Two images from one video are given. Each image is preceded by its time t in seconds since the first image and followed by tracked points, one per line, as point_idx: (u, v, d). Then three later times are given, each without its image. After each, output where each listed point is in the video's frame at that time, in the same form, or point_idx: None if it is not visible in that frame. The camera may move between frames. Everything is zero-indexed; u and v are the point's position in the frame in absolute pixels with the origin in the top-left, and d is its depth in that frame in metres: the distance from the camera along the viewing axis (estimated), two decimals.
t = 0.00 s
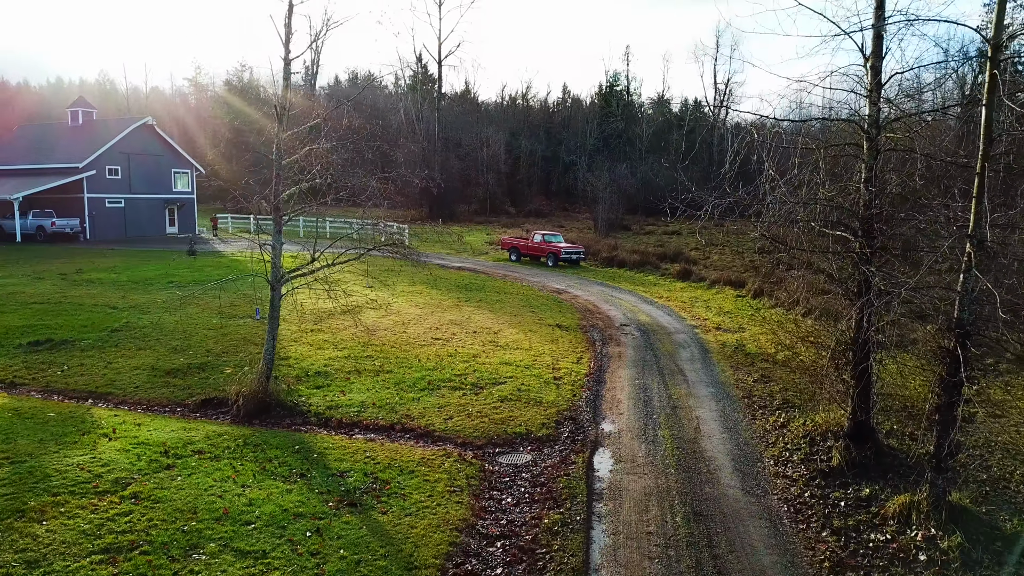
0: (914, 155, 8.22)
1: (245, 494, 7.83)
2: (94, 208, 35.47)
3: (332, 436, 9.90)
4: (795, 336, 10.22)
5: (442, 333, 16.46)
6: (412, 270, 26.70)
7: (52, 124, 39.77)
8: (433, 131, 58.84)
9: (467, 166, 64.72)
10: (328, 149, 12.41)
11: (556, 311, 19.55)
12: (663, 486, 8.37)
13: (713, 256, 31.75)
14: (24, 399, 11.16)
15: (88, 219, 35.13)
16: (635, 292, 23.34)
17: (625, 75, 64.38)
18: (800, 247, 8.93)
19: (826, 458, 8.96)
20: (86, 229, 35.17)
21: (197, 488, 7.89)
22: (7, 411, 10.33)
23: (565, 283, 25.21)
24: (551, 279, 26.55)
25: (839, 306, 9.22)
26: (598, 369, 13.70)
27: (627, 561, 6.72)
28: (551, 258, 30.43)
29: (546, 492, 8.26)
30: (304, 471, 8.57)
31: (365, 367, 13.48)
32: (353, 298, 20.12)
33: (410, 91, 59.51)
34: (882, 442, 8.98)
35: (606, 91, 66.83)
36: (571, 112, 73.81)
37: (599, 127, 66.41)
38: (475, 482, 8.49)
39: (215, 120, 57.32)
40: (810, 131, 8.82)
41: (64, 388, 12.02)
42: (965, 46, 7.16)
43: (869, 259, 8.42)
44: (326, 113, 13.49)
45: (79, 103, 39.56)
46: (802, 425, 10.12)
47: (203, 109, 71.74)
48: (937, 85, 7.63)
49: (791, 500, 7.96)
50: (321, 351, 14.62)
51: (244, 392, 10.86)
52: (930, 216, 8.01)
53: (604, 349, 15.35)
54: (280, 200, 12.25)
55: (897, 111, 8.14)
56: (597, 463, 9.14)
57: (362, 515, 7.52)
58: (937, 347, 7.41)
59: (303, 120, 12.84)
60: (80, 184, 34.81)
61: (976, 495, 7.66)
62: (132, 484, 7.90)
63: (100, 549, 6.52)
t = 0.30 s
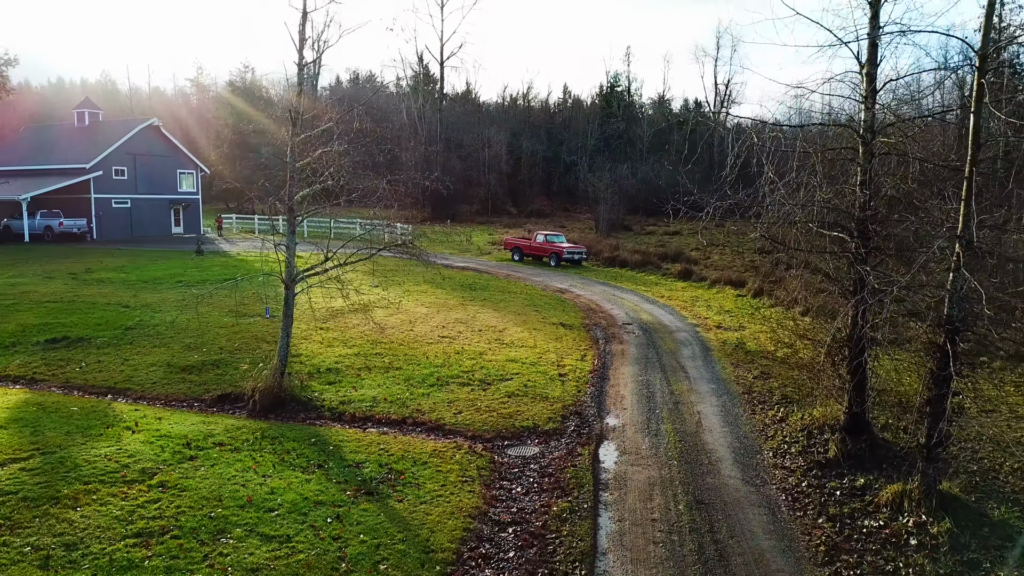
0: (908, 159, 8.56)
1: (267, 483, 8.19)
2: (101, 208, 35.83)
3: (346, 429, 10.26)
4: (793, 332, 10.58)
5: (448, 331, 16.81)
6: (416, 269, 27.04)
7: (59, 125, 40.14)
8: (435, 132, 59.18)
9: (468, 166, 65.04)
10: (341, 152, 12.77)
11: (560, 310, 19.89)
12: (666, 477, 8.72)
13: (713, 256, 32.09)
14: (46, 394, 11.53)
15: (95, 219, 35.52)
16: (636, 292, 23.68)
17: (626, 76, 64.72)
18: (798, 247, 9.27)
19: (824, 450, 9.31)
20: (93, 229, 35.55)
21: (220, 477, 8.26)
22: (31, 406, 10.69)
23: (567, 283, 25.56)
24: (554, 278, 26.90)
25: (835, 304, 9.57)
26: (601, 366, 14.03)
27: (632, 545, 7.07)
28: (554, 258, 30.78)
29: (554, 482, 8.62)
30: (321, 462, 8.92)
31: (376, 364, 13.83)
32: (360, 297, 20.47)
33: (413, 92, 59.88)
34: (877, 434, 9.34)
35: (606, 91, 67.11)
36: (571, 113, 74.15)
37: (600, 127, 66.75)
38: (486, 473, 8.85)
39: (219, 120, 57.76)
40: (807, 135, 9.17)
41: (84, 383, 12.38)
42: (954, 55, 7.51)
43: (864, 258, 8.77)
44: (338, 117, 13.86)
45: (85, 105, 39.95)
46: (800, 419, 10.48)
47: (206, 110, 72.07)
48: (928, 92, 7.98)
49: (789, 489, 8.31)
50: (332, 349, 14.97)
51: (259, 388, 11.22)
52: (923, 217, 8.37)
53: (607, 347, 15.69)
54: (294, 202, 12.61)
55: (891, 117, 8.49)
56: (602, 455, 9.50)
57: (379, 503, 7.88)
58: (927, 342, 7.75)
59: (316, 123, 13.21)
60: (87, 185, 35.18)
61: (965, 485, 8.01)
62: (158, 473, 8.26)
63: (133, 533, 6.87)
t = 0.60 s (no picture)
0: (901, 163, 8.90)
1: (285, 473, 8.53)
2: (107, 209, 36.20)
3: (359, 423, 10.61)
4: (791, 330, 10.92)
5: (454, 329, 17.15)
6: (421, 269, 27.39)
7: (65, 125, 40.48)
8: (437, 133, 59.51)
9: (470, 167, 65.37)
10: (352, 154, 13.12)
11: (563, 309, 20.23)
12: (669, 468, 9.07)
13: (714, 256, 32.42)
14: (67, 389, 11.90)
15: (101, 219, 35.90)
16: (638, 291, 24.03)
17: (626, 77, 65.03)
18: (796, 247, 9.62)
19: (821, 443, 9.66)
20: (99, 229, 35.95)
21: (241, 468, 8.61)
22: (53, 400, 11.05)
23: (570, 283, 25.89)
24: (556, 278, 27.24)
25: (832, 303, 9.91)
26: (605, 363, 14.36)
27: (637, 531, 7.41)
28: (556, 258, 31.12)
29: (561, 473, 8.96)
30: (337, 454, 9.26)
31: (385, 361, 14.18)
32: (366, 296, 20.82)
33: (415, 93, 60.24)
34: (872, 428, 9.68)
35: (607, 91, 67.40)
36: (572, 113, 74.44)
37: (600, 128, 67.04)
38: (496, 464, 9.19)
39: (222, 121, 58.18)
40: (805, 140, 9.51)
41: (102, 379, 12.76)
42: (945, 62, 7.85)
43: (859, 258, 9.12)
44: (347, 120, 14.19)
45: (91, 106, 40.30)
46: (798, 414, 10.83)
47: (209, 110, 72.22)
48: (920, 99, 8.34)
49: (787, 480, 8.66)
50: (342, 346, 15.32)
51: (274, 383, 11.57)
52: (915, 220, 8.72)
53: (610, 345, 16.03)
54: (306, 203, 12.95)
55: (885, 122, 8.83)
56: (607, 448, 9.84)
57: (394, 492, 8.22)
58: (919, 339, 8.11)
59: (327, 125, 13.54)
60: (94, 185, 35.55)
61: (956, 476, 8.35)
62: (182, 463, 8.60)
63: (162, 519, 7.22)
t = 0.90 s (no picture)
0: (894, 167, 9.31)
1: (305, 463, 8.94)
2: (115, 209, 36.64)
3: (373, 416, 11.03)
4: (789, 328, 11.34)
5: (461, 327, 17.54)
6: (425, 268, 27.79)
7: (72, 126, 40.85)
8: (439, 133, 59.89)
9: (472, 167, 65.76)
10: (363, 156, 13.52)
11: (566, 308, 20.63)
12: (671, 459, 9.48)
13: (714, 256, 32.83)
14: (88, 385, 12.31)
15: (109, 219, 36.34)
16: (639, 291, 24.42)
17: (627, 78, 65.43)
18: (793, 247, 10.02)
19: (817, 435, 10.07)
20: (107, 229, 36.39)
21: (263, 458, 9.02)
22: (77, 394, 11.47)
23: (573, 282, 26.28)
24: (559, 278, 27.64)
25: (827, 301, 10.31)
26: (609, 361, 14.76)
27: (642, 516, 7.82)
28: (558, 259, 31.52)
29: (567, 463, 9.36)
30: (353, 445, 9.67)
31: (395, 359, 14.57)
32: (374, 295, 21.24)
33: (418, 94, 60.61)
34: (866, 421, 10.10)
35: (608, 92, 67.78)
36: (573, 114, 74.85)
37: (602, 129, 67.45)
38: (505, 455, 9.60)
39: (225, 121, 58.49)
40: (802, 144, 9.92)
41: (121, 374, 13.18)
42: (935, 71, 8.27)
43: (854, 258, 9.54)
44: (359, 123, 14.59)
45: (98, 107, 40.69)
46: (795, 408, 11.25)
47: (212, 111, 72.64)
48: (911, 106, 8.76)
49: (784, 471, 9.06)
50: (352, 344, 15.73)
51: (289, 379, 11.97)
52: (906, 222, 9.13)
53: (612, 343, 16.44)
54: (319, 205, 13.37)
55: (879, 127, 9.23)
56: (611, 440, 10.24)
57: (410, 480, 8.63)
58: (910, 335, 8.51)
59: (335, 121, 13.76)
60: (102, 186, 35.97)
61: (944, 466, 8.76)
62: (206, 454, 9.02)
63: (192, 504, 7.63)
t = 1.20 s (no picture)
0: (887, 170, 9.64)
1: (319, 455, 9.29)
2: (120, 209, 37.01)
3: (383, 411, 11.37)
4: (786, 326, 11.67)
5: (466, 326, 17.87)
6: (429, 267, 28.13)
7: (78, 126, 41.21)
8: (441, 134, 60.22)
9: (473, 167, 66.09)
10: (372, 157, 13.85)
11: (569, 307, 20.97)
12: (671, 451, 9.83)
13: (715, 256, 33.15)
14: (105, 380, 12.67)
15: (115, 219, 36.73)
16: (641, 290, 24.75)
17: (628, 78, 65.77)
18: (789, 247, 10.36)
19: (813, 429, 10.41)
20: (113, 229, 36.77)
21: (278, 449, 9.37)
22: (95, 389, 11.83)
23: (574, 282, 26.61)
24: (561, 277, 27.98)
25: (823, 300, 10.64)
26: (611, 358, 15.11)
27: (643, 505, 8.17)
28: (560, 258, 31.86)
29: (571, 455, 9.70)
30: (364, 438, 10.02)
31: (402, 355, 14.92)
32: (380, 293, 21.59)
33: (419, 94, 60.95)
34: (861, 415, 10.43)
35: (609, 93, 68.11)
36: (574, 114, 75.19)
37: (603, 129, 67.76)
38: (512, 447, 9.95)
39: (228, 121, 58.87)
40: (798, 148, 10.26)
41: (136, 371, 13.53)
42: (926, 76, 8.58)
43: (848, 257, 9.87)
44: (367, 125, 14.92)
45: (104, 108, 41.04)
46: (792, 403, 11.58)
47: (215, 111, 73.03)
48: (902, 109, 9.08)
49: (781, 462, 9.40)
50: (360, 341, 16.08)
51: (300, 375, 12.30)
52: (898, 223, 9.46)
53: (614, 341, 16.78)
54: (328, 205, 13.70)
55: (872, 131, 9.57)
56: (614, 434, 10.59)
57: (420, 471, 8.97)
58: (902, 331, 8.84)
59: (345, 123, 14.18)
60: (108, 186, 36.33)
61: (934, 458, 9.11)
62: (224, 446, 9.36)
63: (213, 493, 7.99)
